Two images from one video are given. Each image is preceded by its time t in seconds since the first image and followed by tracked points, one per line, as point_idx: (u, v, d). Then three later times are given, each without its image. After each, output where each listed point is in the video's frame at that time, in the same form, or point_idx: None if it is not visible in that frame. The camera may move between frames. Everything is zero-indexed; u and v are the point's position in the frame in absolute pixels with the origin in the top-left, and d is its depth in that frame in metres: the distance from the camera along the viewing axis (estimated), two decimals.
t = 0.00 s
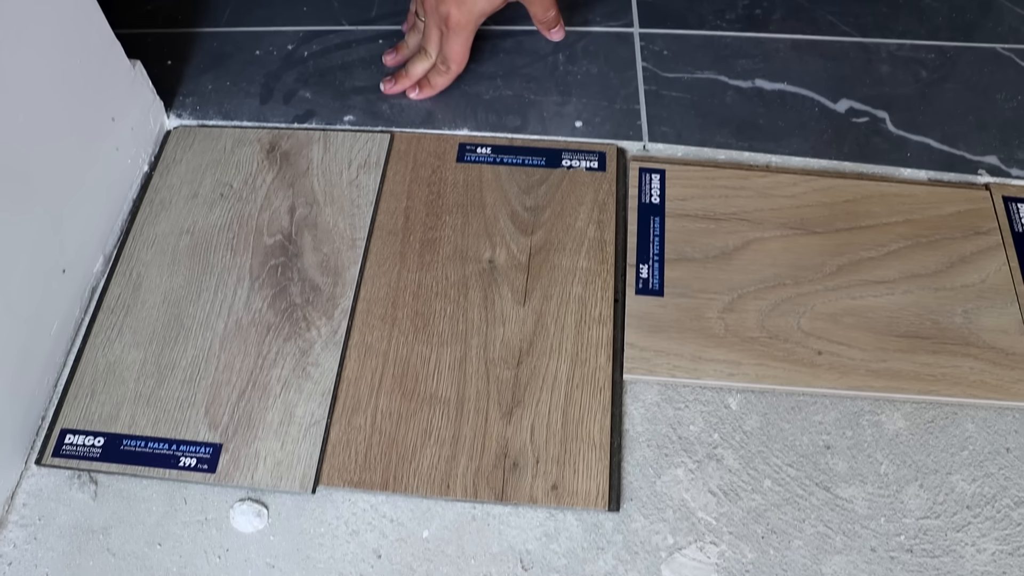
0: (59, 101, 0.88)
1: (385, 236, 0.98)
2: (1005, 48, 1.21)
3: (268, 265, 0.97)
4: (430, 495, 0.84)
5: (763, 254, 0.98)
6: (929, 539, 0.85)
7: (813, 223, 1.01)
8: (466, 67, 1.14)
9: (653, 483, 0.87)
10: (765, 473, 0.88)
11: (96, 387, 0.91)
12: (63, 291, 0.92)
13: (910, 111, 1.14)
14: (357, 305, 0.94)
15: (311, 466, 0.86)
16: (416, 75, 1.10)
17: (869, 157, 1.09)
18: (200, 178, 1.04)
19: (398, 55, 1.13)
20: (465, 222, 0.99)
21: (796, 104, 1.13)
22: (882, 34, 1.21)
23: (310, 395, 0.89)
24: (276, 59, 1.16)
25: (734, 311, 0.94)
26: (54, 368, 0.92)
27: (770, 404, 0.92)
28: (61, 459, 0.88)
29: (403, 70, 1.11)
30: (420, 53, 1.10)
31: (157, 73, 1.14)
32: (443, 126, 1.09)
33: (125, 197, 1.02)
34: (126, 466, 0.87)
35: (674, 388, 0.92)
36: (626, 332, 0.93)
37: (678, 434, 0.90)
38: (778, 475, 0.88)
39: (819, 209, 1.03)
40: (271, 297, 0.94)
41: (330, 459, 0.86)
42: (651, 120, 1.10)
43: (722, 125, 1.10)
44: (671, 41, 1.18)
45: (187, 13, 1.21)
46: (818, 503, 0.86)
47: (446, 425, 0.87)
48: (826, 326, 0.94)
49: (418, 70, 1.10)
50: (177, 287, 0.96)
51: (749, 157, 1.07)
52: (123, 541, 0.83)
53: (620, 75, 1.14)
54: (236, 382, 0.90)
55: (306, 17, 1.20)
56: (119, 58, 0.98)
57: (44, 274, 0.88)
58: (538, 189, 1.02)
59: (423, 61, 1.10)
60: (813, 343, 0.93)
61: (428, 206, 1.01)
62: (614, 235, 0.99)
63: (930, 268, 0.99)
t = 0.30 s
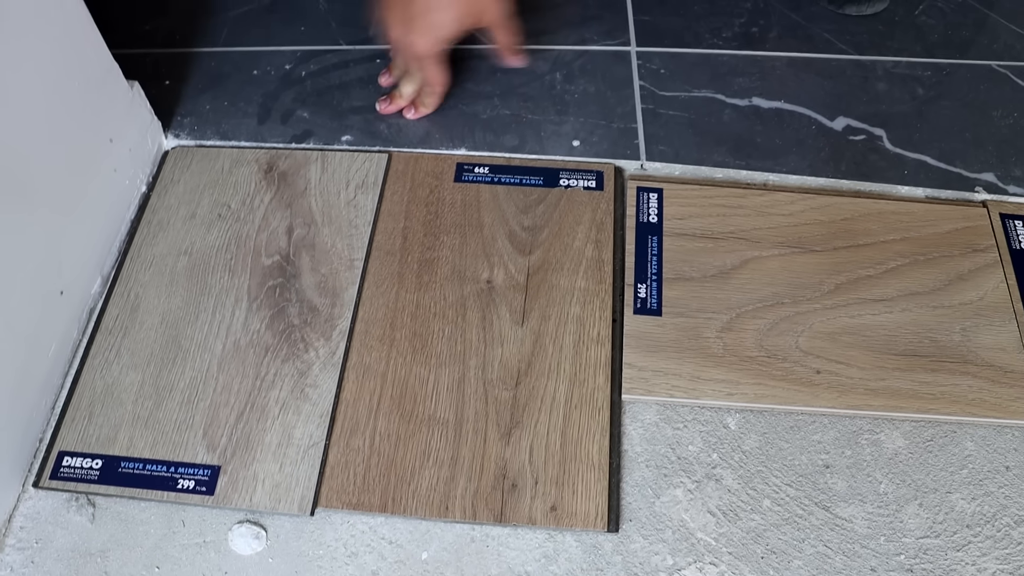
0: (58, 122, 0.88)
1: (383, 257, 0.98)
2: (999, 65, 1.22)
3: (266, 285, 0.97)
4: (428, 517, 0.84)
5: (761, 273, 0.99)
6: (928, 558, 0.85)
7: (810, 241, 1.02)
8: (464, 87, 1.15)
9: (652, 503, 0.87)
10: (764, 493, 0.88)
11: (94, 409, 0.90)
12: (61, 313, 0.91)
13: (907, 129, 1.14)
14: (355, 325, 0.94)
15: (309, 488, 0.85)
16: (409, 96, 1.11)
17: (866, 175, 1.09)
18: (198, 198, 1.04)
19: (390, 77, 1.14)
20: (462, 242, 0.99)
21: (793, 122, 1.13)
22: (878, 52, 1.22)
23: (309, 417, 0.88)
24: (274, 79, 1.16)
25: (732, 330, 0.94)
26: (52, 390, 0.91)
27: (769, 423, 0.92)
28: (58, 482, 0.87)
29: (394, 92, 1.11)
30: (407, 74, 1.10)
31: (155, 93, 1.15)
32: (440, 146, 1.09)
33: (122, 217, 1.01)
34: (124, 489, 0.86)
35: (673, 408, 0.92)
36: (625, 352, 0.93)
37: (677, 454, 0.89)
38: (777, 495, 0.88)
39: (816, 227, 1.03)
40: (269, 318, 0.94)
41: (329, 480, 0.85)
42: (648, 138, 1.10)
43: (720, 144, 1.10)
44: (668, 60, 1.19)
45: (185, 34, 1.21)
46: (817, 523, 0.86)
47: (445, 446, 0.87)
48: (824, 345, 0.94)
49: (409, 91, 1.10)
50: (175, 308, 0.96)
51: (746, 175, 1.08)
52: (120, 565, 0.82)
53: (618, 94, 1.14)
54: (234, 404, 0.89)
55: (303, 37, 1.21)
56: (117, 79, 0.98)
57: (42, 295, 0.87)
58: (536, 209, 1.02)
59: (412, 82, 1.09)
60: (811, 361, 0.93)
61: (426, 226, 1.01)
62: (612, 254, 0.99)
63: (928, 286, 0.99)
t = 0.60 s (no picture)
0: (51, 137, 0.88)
1: (376, 270, 0.98)
2: (993, 74, 1.22)
3: (259, 299, 0.97)
4: (422, 530, 0.83)
5: (754, 284, 0.99)
6: (922, 570, 0.85)
7: (804, 252, 1.02)
8: (457, 99, 1.15)
9: (645, 516, 0.87)
10: (757, 505, 0.88)
11: (87, 424, 0.90)
12: (55, 327, 0.92)
13: (900, 138, 1.14)
14: (348, 339, 0.94)
15: (302, 502, 0.85)
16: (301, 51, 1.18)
17: (859, 185, 1.10)
18: (192, 211, 1.04)
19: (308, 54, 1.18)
20: (456, 254, 0.99)
21: (786, 132, 1.14)
22: (871, 62, 1.22)
23: (302, 430, 0.89)
24: (268, 91, 1.16)
25: (725, 341, 0.94)
26: (46, 404, 0.91)
27: (763, 434, 0.92)
28: (52, 497, 0.87)
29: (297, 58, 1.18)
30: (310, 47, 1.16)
31: (150, 106, 1.15)
32: (434, 158, 1.09)
33: (117, 231, 1.02)
34: (117, 503, 0.86)
35: (666, 420, 0.92)
36: (618, 364, 0.93)
37: (670, 466, 0.89)
38: (770, 507, 0.88)
39: (809, 238, 1.03)
40: (262, 331, 0.94)
41: (322, 494, 0.85)
42: (642, 149, 1.10)
43: (713, 155, 1.11)
44: (661, 71, 1.19)
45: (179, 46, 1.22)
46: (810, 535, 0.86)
47: (438, 459, 0.87)
48: (818, 355, 0.94)
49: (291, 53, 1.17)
50: (169, 322, 0.96)
51: (740, 186, 1.08)
52: None
53: (611, 105, 1.15)
54: (228, 418, 0.89)
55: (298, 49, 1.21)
56: (111, 94, 0.98)
57: (36, 309, 0.88)
58: (529, 220, 1.02)
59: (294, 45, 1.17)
60: (805, 373, 0.93)
61: (420, 238, 1.01)
62: (605, 266, 0.99)
63: (921, 296, 0.99)
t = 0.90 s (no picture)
0: (50, 146, 0.89)
1: (372, 280, 0.99)
2: (988, 86, 1.23)
3: (255, 308, 0.97)
4: (414, 539, 0.84)
5: (748, 295, 0.99)
6: None
7: (798, 263, 1.02)
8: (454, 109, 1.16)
9: (638, 526, 0.87)
10: (749, 516, 0.88)
11: (83, 431, 0.90)
12: (53, 336, 0.92)
13: (895, 150, 1.15)
14: (343, 348, 0.95)
15: (296, 510, 0.85)
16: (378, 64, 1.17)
17: (854, 197, 1.10)
18: (190, 220, 1.05)
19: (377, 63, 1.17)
20: (451, 265, 1.00)
21: (781, 144, 1.14)
22: (867, 73, 1.23)
23: (297, 439, 0.89)
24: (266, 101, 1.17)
25: (718, 353, 0.95)
26: (43, 412, 0.92)
27: (755, 446, 0.92)
28: (48, 504, 0.87)
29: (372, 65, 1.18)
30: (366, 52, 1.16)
31: (149, 116, 1.16)
32: (431, 169, 1.10)
33: (115, 240, 1.02)
34: (113, 511, 0.86)
35: (659, 431, 0.92)
36: (611, 375, 0.94)
37: (663, 476, 0.90)
38: (762, 518, 0.88)
39: (803, 249, 1.04)
40: (258, 340, 0.95)
41: (316, 503, 0.86)
42: (637, 161, 1.11)
43: (708, 166, 1.11)
44: (657, 82, 1.20)
45: (179, 56, 1.23)
46: (802, 546, 0.86)
47: (431, 469, 0.87)
48: (811, 367, 0.95)
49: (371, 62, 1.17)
50: (166, 330, 0.96)
51: (734, 198, 1.09)
52: None
53: (607, 116, 1.15)
54: (223, 426, 0.90)
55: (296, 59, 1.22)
56: (110, 103, 0.99)
57: (33, 317, 0.88)
58: (525, 231, 1.03)
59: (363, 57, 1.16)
60: (798, 384, 0.94)
61: (415, 248, 1.02)
62: (600, 277, 1.00)
63: (915, 308, 1.00)
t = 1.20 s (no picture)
0: (50, 159, 0.90)
1: (369, 288, 1.00)
2: (980, 91, 1.24)
3: (254, 316, 0.99)
4: (412, 544, 0.85)
5: (741, 301, 1.00)
6: None
7: (791, 269, 1.04)
8: (450, 119, 1.17)
9: (632, 531, 0.88)
10: (743, 519, 0.89)
11: (85, 440, 0.92)
12: (54, 345, 0.94)
13: (888, 156, 1.16)
14: (341, 356, 0.96)
15: (295, 516, 0.86)
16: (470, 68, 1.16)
17: (847, 203, 1.11)
18: (189, 231, 1.06)
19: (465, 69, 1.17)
20: (447, 273, 1.01)
21: (775, 151, 1.16)
22: (860, 80, 1.24)
23: (295, 446, 0.90)
24: (264, 112, 1.18)
25: (712, 358, 0.96)
26: (45, 420, 0.93)
27: (749, 450, 0.93)
28: (49, 511, 0.88)
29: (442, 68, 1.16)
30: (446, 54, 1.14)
31: (148, 127, 1.17)
32: (427, 178, 1.11)
33: (115, 251, 1.04)
34: (114, 518, 0.87)
35: (653, 436, 0.93)
36: (606, 381, 0.95)
37: (657, 481, 0.91)
38: (756, 522, 0.89)
39: (797, 255, 1.05)
40: (257, 349, 0.96)
41: (314, 509, 0.87)
42: (631, 169, 1.12)
43: (702, 173, 1.13)
44: (652, 90, 1.21)
45: (178, 68, 1.24)
46: (795, 549, 0.87)
47: (428, 474, 0.88)
48: (804, 372, 0.96)
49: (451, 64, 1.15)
50: (166, 339, 0.98)
51: (728, 204, 1.10)
52: None
53: (601, 124, 1.17)
54: (223, 434, 0.91)
55: (293, 70, 1.23)
56: (110, 116, 1.00)
57: (35, 327, 0.90)
58: (520, 239, 1.04)
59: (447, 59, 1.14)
60: (791, 389, 0.95)
61: (412, 256, 1.03)
62: (594, 284, 1.01)
63: (907, 312, 1.01)
